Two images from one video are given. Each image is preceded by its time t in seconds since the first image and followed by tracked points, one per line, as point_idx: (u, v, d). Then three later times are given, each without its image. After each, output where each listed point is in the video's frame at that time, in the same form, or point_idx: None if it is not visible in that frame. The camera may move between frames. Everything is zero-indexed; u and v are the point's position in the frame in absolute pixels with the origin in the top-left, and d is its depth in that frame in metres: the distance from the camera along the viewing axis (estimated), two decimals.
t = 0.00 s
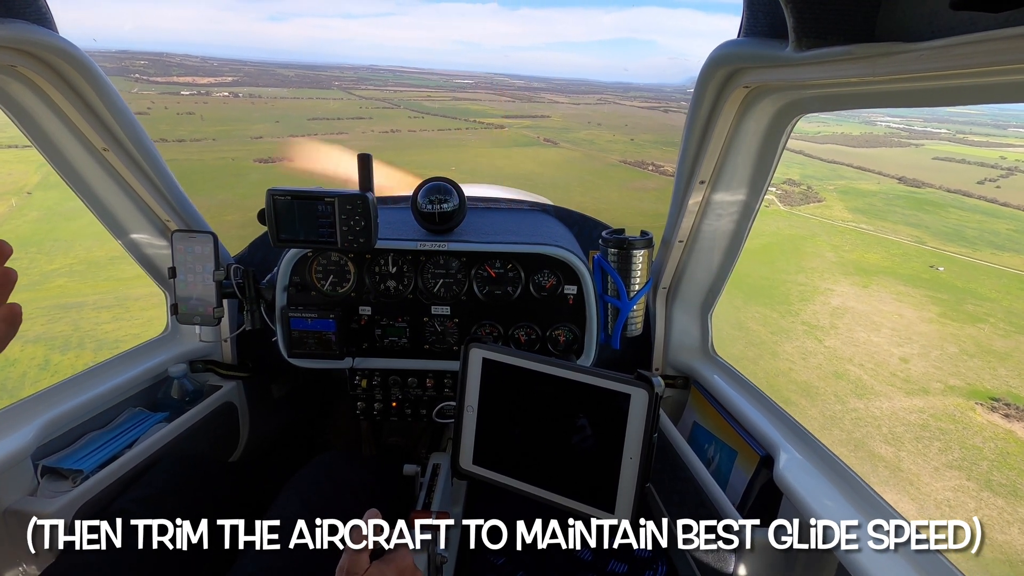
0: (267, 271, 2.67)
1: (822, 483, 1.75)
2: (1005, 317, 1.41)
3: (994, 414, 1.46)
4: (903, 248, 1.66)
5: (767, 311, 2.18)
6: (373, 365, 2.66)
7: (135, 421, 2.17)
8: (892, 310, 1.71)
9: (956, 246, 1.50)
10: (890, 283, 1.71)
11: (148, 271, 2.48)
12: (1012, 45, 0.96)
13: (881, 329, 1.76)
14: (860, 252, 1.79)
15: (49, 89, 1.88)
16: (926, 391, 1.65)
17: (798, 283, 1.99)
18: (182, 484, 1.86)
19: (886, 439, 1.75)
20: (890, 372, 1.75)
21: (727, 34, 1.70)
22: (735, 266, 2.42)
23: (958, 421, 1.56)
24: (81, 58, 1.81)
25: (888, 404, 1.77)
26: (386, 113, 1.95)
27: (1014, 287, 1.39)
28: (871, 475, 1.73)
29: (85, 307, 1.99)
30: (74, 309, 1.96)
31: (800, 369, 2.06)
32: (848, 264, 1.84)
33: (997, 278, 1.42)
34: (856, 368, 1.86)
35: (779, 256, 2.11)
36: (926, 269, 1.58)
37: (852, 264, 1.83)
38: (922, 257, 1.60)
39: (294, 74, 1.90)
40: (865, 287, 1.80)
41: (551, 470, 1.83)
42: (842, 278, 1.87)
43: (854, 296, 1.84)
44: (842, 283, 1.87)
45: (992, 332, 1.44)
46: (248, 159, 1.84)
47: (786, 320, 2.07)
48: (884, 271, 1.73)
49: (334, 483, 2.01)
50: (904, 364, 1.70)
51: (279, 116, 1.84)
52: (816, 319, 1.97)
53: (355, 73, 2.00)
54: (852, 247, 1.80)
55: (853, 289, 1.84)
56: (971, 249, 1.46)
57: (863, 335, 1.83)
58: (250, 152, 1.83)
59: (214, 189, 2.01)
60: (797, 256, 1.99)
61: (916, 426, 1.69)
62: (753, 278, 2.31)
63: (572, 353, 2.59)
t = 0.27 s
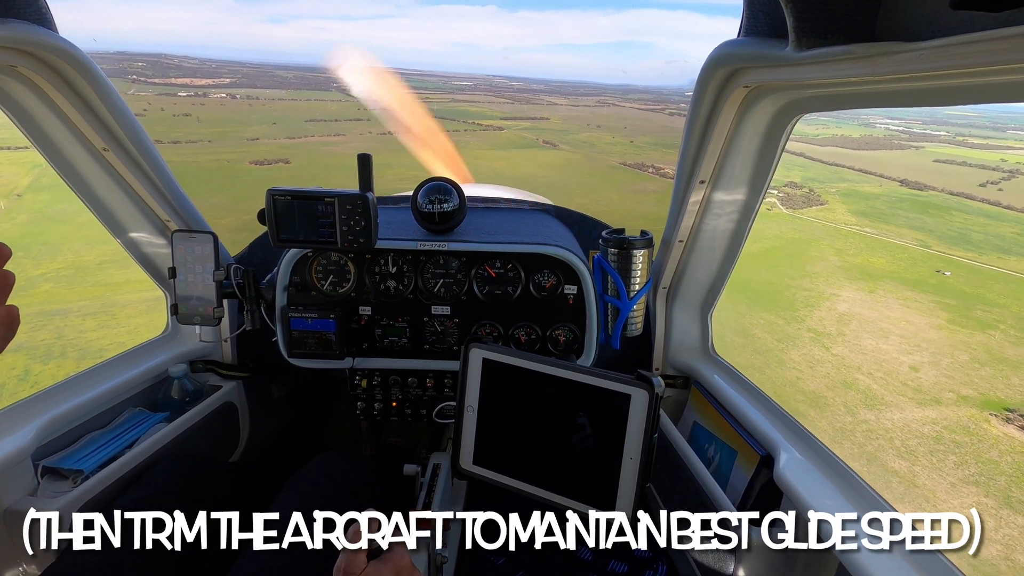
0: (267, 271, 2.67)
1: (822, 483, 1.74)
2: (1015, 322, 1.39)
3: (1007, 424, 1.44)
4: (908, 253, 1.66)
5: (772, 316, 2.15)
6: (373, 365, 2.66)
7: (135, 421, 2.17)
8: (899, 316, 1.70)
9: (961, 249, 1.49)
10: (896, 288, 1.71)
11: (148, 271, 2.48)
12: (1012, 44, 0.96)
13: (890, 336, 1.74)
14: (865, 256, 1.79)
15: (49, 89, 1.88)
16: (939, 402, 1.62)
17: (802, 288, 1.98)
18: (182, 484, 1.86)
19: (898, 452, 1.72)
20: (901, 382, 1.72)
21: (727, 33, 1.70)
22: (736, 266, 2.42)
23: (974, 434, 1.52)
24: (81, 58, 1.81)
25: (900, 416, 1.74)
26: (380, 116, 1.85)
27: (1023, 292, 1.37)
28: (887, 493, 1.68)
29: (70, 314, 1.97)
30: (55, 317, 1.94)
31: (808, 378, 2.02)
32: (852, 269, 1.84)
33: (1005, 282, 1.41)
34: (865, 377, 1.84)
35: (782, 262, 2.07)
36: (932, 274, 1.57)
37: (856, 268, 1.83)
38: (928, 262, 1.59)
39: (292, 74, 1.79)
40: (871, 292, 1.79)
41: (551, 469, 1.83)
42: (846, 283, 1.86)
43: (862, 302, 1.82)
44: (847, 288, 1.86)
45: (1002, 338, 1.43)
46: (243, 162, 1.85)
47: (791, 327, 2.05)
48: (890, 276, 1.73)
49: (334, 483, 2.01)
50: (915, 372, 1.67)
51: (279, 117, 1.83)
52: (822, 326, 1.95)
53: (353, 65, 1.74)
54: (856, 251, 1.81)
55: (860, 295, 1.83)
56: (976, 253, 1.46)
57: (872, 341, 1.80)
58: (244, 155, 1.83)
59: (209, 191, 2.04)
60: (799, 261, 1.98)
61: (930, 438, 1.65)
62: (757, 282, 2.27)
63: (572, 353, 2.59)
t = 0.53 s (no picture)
0: (267, 271, 2.67)
1: (822, 482, 1.74)
2: None
3: None
4: (917, 253, 1.65)
5: (781, 319, 2.10)
6: (372, 365, 2.66)
7: (135, 420, 2.17)
8: (912, 319, 1.67)
9: (971, 249, 1.49)
10: (908, 290, 1.67)
11: (148, 270, 2.48)
12: (1013, 44, 0.96)
13: (903, 340, 1.71)
14: (874, 256, 1.78)
15: (49, 88, 1.88)
16: (957, 409, 1.57)
17: (810, 291, 1.96)
18: (182, 483, 1.86)
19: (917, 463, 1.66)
20: (917, 388, 1.68)
21: (727, 33, 1.70)
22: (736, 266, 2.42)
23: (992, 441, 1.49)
24: (81, 57, 1.81)
25: (917, 424, 1.69)
26: (383, 116, 1.93)
27: None
28: (907, 506, 1.60)
29: (58, 322, 1.95)
30: (44, 324, 1.93)
31: (819, 386, 1.99)
32: (861, 270, 1.82)
33: (1018, 283, 1.39)
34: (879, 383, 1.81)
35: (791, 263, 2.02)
36: (942, 274, 1.55)
37: (865, 268, 1.81)
38: (938, 262, 1.57)
39: (292, 76, 1.87)
40: (882, 294, 1.77)
41: (551, 470, 1.83)
42: (856, 285, 1.85)
43: (872, 304, 1.81)
44: (857, 290, 1.85)
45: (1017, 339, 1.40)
46: (241, 164, 1.85)
47: (800, 330, 2.02)
48: (900, 277, 1.69)
49: (333, 483, 2.01)
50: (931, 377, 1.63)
51: (277, 120, 1.83)
52: (832, 329, 1.93)
53: (353, 76, 1.98)
54: (865, 252, 1.80)
55: (870, 297, 1.81)
56: (986, 252, 1.45)
57: (885, 344, 1.78)
58: (243, 157, 1.84)
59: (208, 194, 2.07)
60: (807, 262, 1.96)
61: (949, 448, 1.59)
62: (763, 284, 2.22)
63: (572, 353, 2.59)
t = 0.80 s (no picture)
0: (267, 270, 2.67)
1: (821, 482, 1.74)
2: None
3: None
4: (926, 251, 1.63)
5: (789, 321, 2.08)
6: (372, 365, 2.66)
7: (135, 420, 2.17)
8: (924, 321, 1.65)
9: (982, 248, 1.48)
10: (919, 292, 1.65)
11: (147, 270, 2.48)
12: (1012, 45, 0.96)
13: (915, 343, 1.69)
14: (882, 256, 1.76)
15: (48, 88, 1.87)
16: (974, 416, 1.53)
17: (819, 291, 1.96)
18: (181, 483, 1.86)
19: (933, 471, 1.63)
20: (931, 393, 1.65)
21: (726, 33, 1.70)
22: (736, 267, 2.42)
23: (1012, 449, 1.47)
24: (81, 57, 1.81)
25: (931, 430, 1.66)
26: (383, 113, 1.94)
27: None
28: (924, 519, 1.55)
29: (48, 325, 1.94)
30: (32, 327, 1.91)
31: (830, 391, 1.96)
32: (869, 269, 1.82)
33: None
34: (891, 387, 1.78)
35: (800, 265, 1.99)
36: (953, 275, 1.55)
37: (873, 268, 1.80)
38: (948, 262, 1.57)
39: (293, 73, 1.94)
40: (891, 294, 1.76)
41: (551, 470, 1.83)
42: (866, 285, 1.83)
43: (883, 306, 1.79)
44: (867, 291, 1.84)
45: None
46: (240, 161, 1.86)
47: (810, 332, 2.02)
48: (909, 277, 1.69)
49: (333, 482, 2.00)
50: (945, 381, 1.60)
51: (276, 116, 1.85)
52: (842, 331, 1.92)
53: (354, 73, 2.02)
54: (873, 251, 1.79)
55: (881, 298, 1.79)
56: (997, 250, 1.44)
57: (897, 347, 1.75)
58: (241, 154, 1.85)
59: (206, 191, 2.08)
60: (815, 261, 1.95)
61: (966, 457, 1.56)
62: (770, 285, 2.17)
63: (572, 353, 2.59)
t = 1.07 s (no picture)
0: (267, 271, 2.67)
1: (822, 482, 1.74)
2: None
3: None
4: (933, 260, 1.61)
5: (795, 329, 2.07)
6: (372, 365, 2.66)
7: (135, 421, 2.17)
8: (932, 333, 1.63)
9: (991, 258, 1.46)
10: (925, 300, 1.64)
11: (148, 271, 2.48)
12: (1013, 45, 0.96)
13: (924, 354, 1.67)
14: (889, 262, 1.74)
15: (49, 89, 1.87)
16: (986, 433, 1.51)
17: (825, 298, 1.95)
18: (182, 483, 1.86)
19: (946, 492, 1.58)
20: (940, 408, 1.62)
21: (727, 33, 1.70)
22: (736, 267, 2.42)
23: None
24: (81, 58, 1.81)
25: (941, 447, 1.63)
26: (384, 104, 1.96)
27: None
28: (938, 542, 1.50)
29: (30, 316, 1.91)
30: (15, 319, 1.88)
31: (837, 404, 1.93)
32: (876, 276, 1.79)
33: None
34: (899, 401, 1.76)
35: (807, 271, 2.00)
36: (963, 284, 1.53)
37: (880, 275, 1.78)
38: (956, 271, 1.54)
39: (296, 63, 1.99)
40: (898, 304, 1.73)
41: (551, 470, 1.83)
42: (872, 293, 1.81)
43: (890, 314, 1.76)
44: (873, 299, 1.81)
45: None
46: (239, 151, 1.88)
47: (816, 341, 2.00)
48: (916, 286, 1.66)
49: (334, 483, 2.00)
50: (954, 396, 1.58)
51: (277, 107, 1.89)
52: (849, 341, 1.89)
53: (359, 63, 2.06)
54: (881, 258, 1.77)
55: (889, 306, 1.76)
56: (1006, 261, 1.42)
57: (903, 360, 1.73)
58: (241, 144, 1.87)
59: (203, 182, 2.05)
60: (822, 266, 1.95)
61: (979, 477, 1.53)
62: (777, 290, 2.15)
63: (572, 353, 2.59)
